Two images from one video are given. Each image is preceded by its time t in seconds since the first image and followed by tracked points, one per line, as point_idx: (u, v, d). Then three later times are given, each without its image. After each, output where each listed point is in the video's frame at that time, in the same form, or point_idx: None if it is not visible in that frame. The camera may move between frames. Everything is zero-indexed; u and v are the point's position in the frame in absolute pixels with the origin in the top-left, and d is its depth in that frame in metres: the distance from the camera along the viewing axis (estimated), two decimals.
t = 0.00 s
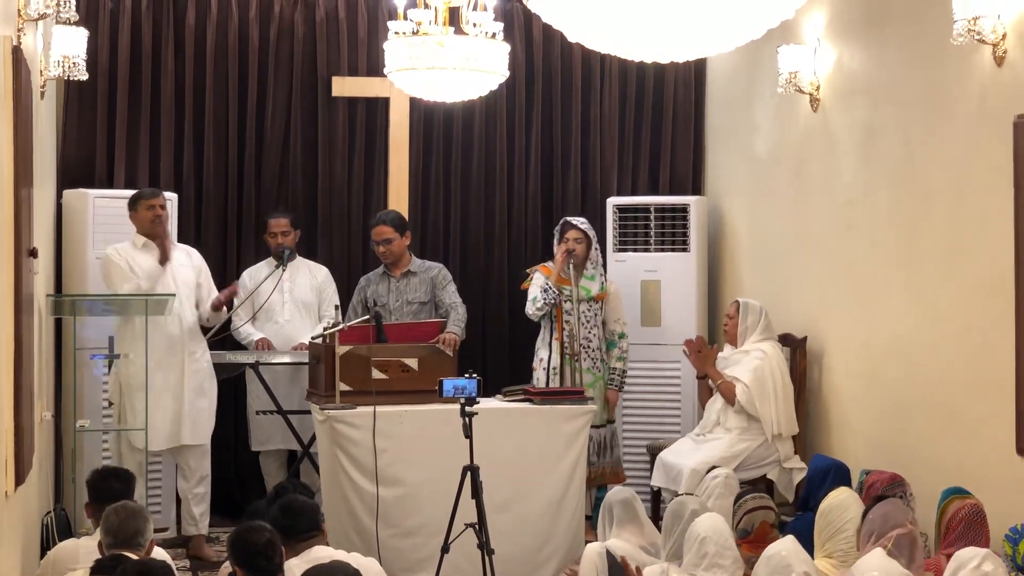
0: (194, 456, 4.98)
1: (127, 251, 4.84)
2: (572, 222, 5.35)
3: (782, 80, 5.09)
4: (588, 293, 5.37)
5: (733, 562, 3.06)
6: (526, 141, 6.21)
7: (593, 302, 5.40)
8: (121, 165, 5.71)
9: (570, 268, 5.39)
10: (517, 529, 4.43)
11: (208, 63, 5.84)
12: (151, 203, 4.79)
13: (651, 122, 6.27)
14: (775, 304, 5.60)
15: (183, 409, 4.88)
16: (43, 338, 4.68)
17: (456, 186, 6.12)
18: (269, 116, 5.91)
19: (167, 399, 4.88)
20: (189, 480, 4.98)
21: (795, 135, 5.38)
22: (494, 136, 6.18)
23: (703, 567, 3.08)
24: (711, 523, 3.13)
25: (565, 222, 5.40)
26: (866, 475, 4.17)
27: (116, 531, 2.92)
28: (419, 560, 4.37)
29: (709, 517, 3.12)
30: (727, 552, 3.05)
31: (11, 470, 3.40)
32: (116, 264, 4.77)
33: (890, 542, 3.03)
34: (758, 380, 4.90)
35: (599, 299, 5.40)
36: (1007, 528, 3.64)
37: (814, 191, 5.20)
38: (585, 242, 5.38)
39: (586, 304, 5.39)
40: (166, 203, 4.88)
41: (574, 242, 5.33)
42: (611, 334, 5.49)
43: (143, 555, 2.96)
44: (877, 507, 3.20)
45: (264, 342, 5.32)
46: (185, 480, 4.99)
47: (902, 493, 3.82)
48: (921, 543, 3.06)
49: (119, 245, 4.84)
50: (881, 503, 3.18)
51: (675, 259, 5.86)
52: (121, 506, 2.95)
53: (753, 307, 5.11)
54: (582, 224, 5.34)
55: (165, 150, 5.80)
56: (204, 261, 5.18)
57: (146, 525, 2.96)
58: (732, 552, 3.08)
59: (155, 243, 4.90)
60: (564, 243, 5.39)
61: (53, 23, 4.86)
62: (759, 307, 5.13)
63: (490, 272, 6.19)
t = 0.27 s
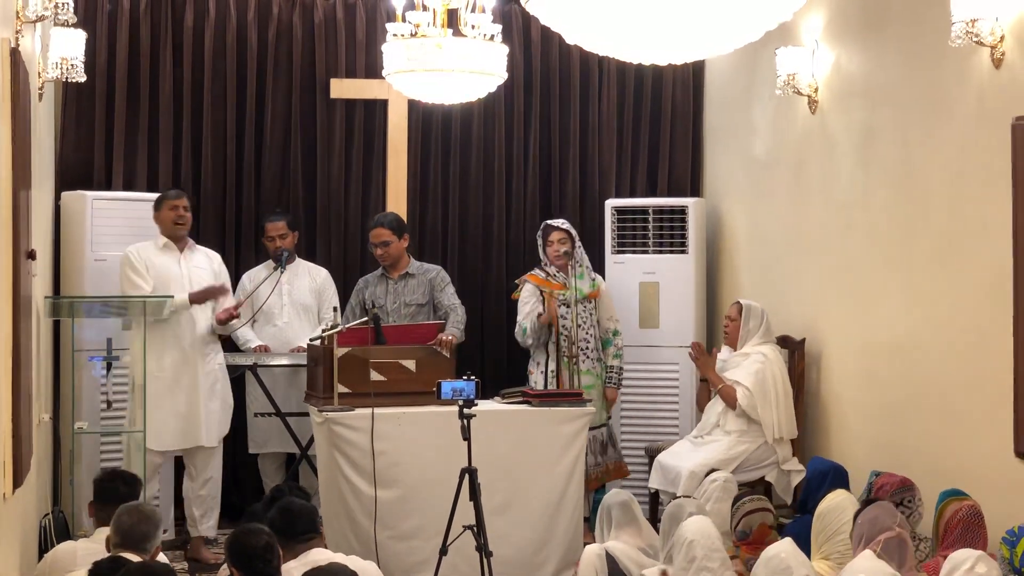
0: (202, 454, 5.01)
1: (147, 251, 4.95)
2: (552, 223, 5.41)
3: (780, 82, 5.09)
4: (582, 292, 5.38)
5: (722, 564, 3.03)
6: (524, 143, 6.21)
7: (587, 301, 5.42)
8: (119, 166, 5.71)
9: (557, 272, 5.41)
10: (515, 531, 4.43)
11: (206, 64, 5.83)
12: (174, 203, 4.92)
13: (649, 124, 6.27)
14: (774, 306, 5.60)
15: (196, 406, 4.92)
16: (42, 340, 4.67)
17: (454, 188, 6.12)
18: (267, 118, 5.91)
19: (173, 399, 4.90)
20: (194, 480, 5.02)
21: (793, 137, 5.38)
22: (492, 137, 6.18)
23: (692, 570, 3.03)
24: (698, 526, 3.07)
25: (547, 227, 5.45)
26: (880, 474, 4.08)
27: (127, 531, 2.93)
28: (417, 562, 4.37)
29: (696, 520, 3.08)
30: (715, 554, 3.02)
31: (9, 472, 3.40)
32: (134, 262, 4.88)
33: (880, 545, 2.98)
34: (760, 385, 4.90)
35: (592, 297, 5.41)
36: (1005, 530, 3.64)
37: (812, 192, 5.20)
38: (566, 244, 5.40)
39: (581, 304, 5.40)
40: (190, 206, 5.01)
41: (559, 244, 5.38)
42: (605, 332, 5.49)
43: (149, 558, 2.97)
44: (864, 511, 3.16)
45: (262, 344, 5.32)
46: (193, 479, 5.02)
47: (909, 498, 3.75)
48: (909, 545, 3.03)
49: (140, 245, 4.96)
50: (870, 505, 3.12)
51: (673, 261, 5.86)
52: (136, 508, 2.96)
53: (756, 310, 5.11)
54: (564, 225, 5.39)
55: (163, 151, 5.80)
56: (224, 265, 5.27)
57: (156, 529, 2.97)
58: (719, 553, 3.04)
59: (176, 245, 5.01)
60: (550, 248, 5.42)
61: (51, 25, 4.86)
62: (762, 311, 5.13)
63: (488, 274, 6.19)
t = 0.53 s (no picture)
0: (206, 453, 5.01)
1: (166, 248, 5.02)
2: (545, 225, 5.42)
3: (780, 82, 5.09)
4: (579, 292, 5.38)
5: (715, 564, 3.00)
6: (524, 144, 6.21)
7: (584, 300, 5.42)
8: (119, 166, 5.71)
9: (551, 273, 5.41)
10: (514, 531, 4.43)
11: (206, 64, 5.84)
12: (202, 204, 4.96)
13: (649, 124, 6.27)
14: (773, 306, 5.60)
15: (203, 402, 4.92)
16: (42, 340, 4.68)
17: (454, 188, 6.13)
18: (267, 118, 5.92)
19: (180, 397, 4.93)
20: (198, 478, 5.02)
21: (793, 138, 5.39)
22: (492, 138, 6.18)
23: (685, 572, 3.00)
24: (689, 528, 3.06)
25: (538, 229, 5.46)
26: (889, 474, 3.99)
27: (140, 530, 2.99)
28: (417, 562, 4.37)
29: (686, 522, 3.06)
30: (707, 555, 2.99)
31: (8, 471, 3.40)
32: (152, 259, 4.96)
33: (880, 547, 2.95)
34: (758, 386, 4.90)
35: (589, 296, 5.42)
36: (1004, 530, 3.65)
37: (811, 193, 5.20)
38: (559, 246, 5.41)
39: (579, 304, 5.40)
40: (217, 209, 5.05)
41: (551, 246, 5.39)
42: (600, 331, 5.51)
43: (158, 558, 3.02)
44: (861, 512, 3.15)
45: (262, 344, 5.32)
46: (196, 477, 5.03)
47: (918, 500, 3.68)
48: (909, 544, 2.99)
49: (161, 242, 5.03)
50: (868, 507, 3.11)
51: (673, 261, 5.85)
52: (151, 507, 3.02)
53: (757, 312, 5.12)
54: (555, 226, 5.42)
55: (163, 152, 5.80)
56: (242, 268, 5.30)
57: (168, 529, 3.03)
58: (712, 553, 3.01)
59: (196, 245, 5.07)
60: (542, 249, 5.43)
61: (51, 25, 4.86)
62: (763, 313, 5.13)
63: (488, 275, 6.19)
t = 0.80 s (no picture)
0: (208, 452, 4.99)
1: (172, 246, 4.98)
2: (548, 223, 5.40)
3: (781, 80, 5.08)
4: (581, 291, 5.37)
5: (717, 561, 3.00)
6: (525, 142, 6.21)
7: (586, 298, 5.42)
8: (120, 164, 5.71)
9: (553, 271, 5.40)
10: (516, 529, 4.43)
11: (207, 63, 5.84)
12: (219, 207, 4.96)
13: (650, 122, 6.27)
14: (774, 304, 5.60)
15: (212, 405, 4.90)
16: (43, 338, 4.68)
17: (455, 187, 6.12)
18: (268, 116, 5.91)
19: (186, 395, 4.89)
20: (201, 476, 4.98)
21: (794, 136, 5.38)
22: (493, 136, 6.18)
23: (687, 569, 3.00)
24: (691, 525, 3.05)
25: (542, 226, 5.45)
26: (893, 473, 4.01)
27: (138, 528, 3.01)
28: (418, 560, 4.37)
29: (689, 519, 3.06)
30: (710, 552, 2.99)
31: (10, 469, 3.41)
32: (160, 256, 4.90)
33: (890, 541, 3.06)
34: (758, 383, 4.90)
35: (591, 294, 5.41)
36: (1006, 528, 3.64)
37: (812, 190, 5.20)
38: (562, 244, 5.40)
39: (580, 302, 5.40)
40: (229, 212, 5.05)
41: (554, 244, 5.36)
42: (602, 330, 5.52)
43: (157, 555, 3.05)
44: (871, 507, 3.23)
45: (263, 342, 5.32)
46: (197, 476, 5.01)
47: (921, 500, 3.73)
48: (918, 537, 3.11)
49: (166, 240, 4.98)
50: (877, 503, 3.20)
51: (674, 259, 5.86)
52: (146, 505, 3.03)
53: (757, 307, 5.11)
54: (560, 224, 5.39)
55: (164, 150, 5.81)
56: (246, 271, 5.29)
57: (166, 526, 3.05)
58: (715, 550, 3.01)
59: (203, 245, 5.03)
60: (545, 247, 5.42)
61: (52, 23, 4.86)
62: (763, 308, 5.14)
63: (489, 274, 6.19)
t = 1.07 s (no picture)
0: (211, 450, 4.99)
1: (172, 245, 4.97)
2: (550, 220, 5.38)
3: (783, 77, 5.08)
4: (581, 289, 5.38)
5: (724, 557, 2.99)
6: (526, 139, 6.21)
7: (586, 297, 5.42)
8: (121, 162, 5.71)
9: (554, 269, 5.40)
10: (517, 526, 4.43)
11: (208, 60, 5.84)
12: (221, 208, 4.97)
13: (651, 120, 6.26)
14: (776, 303, 5.60)
15: (213, 405, 4.94)
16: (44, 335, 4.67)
17: (456, 184, 6.12)
18: (269, 114, 5.91)
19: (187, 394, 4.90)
20: (200, 475, 5.00)
21: (795, 134, 5.38)
22: (494, 134, 6.18)
23: (694, 565, 3.00)
24: (698, 521, 3.05)
25: (544, 223, 5.42)
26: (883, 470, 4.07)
27: (125, 527, 2.94)
28: (418, 558, 4.37)
29: (695, 516, 3.06)
30: (717, 548, 2.99)
31: (12, 466, 3.41)
32: (161, 255, 4.90)
33: (900, 537, 3.13)
34: (763, 380, 4.90)
35: (591, 292, 5.41)
36: (1007, 526, 3.64)
37: (814, 188, 5.20)
38: (563, 241, 5.39)
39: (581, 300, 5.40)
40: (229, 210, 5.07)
41: (554, 241, 5.36)
42: (604, 328, 5.51)
43: (149, 550, 3.00)
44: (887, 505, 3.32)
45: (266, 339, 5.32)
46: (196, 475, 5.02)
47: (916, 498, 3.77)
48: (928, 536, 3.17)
49: (165, 238, 4.97)
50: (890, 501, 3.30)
51: (675, 257, 5.86)
52: (132, 503, 2.95)
53: (761, 306, 5.11)
54: (561, 222, 5.36)
55: (165, 147, 5.81)
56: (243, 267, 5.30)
57: (152, 522, 2.98)
58: (721, 546, 3.00)
59: (202, 243, 5.04)
60: (546, 244, 5.41)
61: (53, 20, 4.85)
62: (768, 308, 5.14)
63: (490, 272, 6.19)
